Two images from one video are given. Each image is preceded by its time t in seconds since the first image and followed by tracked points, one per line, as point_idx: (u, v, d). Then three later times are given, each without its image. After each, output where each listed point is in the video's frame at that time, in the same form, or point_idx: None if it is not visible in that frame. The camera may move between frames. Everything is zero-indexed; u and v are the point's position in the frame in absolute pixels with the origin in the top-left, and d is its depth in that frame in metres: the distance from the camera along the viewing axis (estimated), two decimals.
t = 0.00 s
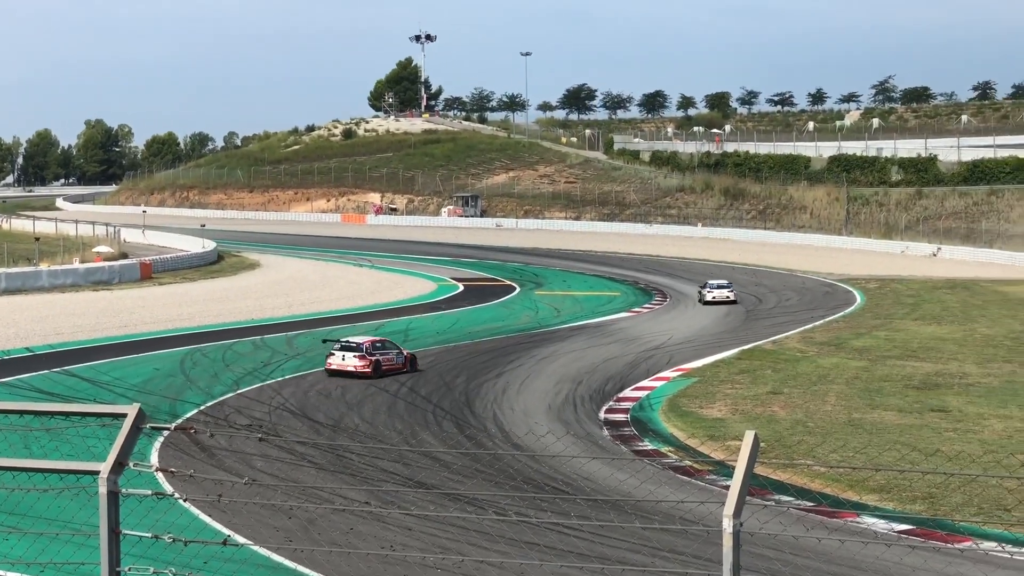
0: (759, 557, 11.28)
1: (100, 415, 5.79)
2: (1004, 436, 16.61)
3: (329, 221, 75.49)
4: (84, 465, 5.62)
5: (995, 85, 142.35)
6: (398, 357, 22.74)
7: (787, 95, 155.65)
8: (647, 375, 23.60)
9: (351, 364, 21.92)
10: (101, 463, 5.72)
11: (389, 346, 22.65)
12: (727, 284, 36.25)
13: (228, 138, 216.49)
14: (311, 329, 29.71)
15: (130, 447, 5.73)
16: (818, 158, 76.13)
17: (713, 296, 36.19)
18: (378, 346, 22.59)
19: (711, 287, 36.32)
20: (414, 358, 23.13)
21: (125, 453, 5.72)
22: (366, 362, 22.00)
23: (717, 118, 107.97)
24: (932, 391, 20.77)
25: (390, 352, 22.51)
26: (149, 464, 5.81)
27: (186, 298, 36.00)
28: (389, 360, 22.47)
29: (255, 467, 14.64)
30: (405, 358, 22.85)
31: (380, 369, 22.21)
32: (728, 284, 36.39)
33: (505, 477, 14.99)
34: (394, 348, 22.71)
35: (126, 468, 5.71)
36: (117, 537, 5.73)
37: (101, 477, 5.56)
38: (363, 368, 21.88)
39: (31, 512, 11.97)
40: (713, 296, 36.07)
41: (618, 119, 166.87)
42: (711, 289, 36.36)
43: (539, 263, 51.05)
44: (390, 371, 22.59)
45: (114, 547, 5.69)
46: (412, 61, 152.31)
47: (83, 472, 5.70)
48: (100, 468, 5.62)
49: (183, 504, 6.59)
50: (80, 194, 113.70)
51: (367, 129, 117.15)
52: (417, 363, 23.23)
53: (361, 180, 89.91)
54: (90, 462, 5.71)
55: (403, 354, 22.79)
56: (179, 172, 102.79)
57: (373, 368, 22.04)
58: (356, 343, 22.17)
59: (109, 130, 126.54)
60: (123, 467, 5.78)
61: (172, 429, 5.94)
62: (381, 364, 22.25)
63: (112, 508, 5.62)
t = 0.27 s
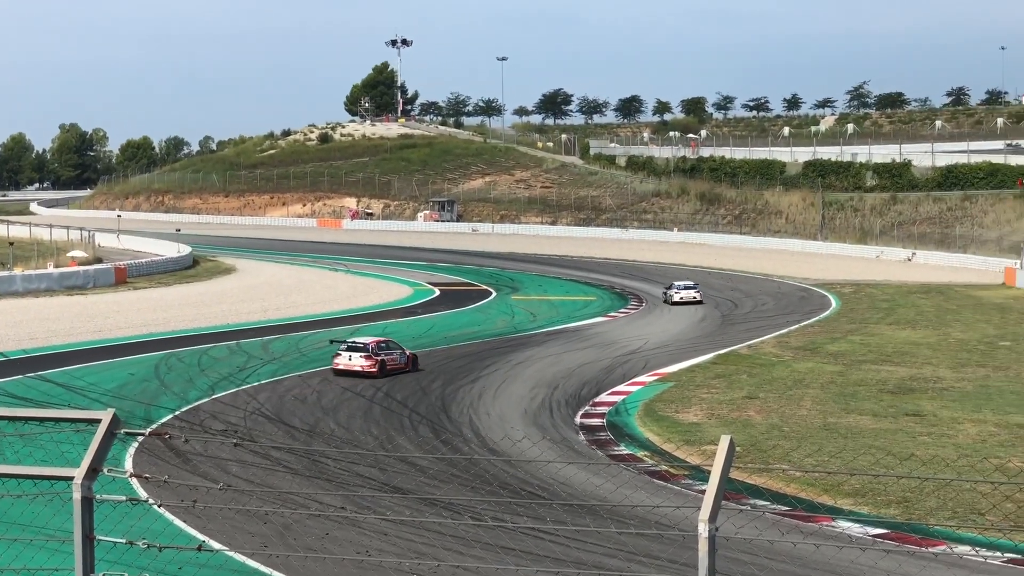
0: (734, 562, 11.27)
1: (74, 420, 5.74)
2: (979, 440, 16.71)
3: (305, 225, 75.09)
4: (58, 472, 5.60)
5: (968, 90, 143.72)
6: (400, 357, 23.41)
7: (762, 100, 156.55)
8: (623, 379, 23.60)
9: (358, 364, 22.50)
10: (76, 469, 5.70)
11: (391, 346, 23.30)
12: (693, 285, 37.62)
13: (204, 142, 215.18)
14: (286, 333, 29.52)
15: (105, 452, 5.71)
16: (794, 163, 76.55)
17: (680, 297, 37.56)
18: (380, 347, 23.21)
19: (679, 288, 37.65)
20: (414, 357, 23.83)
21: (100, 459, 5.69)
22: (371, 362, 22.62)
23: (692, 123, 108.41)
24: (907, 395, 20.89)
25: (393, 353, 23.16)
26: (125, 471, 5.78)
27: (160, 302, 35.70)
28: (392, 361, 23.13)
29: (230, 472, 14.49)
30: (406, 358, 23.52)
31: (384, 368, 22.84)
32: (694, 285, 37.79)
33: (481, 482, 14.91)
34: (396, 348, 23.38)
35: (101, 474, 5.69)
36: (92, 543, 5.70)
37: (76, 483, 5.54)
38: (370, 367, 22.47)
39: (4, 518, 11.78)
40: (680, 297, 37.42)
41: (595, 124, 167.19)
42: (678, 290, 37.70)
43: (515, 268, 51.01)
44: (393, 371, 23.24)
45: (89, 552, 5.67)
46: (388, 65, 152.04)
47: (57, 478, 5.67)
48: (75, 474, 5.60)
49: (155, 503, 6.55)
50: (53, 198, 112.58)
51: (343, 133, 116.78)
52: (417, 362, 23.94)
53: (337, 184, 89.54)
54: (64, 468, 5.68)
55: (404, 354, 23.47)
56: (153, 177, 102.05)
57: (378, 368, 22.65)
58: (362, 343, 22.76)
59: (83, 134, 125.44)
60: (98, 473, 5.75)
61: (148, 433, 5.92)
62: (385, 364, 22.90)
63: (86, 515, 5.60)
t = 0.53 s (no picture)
0: (710, 567, 11.25)
1: (49, 426, 5.66)
2: (953, 445, 16.82)
3: (282, 231, 74.71)
4: (32, 478, 5.52)
5: (943, 96, 145.07)
6: (403, 357, 24.08)
7: (737, 105, 157.45)
8: (600, 385, 23.58)
9: (363, 364, 23.13)
10: (50, 475, 5.61)
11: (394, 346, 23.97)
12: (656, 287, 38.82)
13: (180, 147, 213.77)
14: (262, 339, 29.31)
15: (79, 459, 5.62)
16: (770, 169, 77.01)
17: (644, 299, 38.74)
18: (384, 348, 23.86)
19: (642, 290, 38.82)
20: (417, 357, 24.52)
21: (74, 464, 5.60)
22: (376, 362, 23.26)
23: (669, 129, 108.82)
24: (882, 400, 21.02)
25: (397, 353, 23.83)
26: (100, 477, 5.69)
27: (135, 307, 35.37)
28: (395, 360, 23.80)
29: (206, 479, 14.33)
30: (409, 359, 24.20)
31: (388, 368, 23.49)
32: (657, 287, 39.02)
33: (458, 488, 14.83)
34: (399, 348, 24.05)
35: (75, 481, 5.60)
36: (66, 548, 5.64)
37: (49, 488, 5.47)
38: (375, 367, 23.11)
39: None
40: (644, 299, 38.59)
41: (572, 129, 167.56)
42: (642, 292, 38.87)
43: (492, 274, 50.97)
44: (398, 370, 23.90)
45: (62, 557, 5.60)
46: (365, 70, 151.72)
47: (32, 484, 5.59)
48: (48, 480, 5.51)
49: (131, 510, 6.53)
50: (26, 203, 111.43)
51: (319, 138, 116.40)
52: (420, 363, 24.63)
53: (314, 190, 89.18)
54: (39, 473, 5.60)
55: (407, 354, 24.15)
56: (129, 181, 101.33)
57: (383, 368, 23.29)
58: (366, 344, 23.39)
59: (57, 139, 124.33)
60: (71, 480, 5.66)
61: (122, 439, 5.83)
62: (390, 364, 23.57)
63: (59, 521, 5.53)
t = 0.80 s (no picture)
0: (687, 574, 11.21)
1: (22, 433, 5.56)
2: (927, 450, 16.92)
3: (257, 236, 74.25)
4: (5, 486, 5.41)
5: (916, 102, 146.42)
6: (403, 358, 24.75)
7: (713, 111, 158.19)
8: (576, 390, 23.53)
9: (367, 364, 23.76)
10: (23, 482, 5.49)
11: (395, 347, 24.63)
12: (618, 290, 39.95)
13: (154, 153, 212.22)
14: (237, 345, 29.06)
15: (52, 465, 5.51)
16: (745, 175, 77.43)
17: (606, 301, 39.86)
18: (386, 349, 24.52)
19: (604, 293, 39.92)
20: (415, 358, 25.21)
21: (48, 471, 5.49)
22: (379, 362, 23.89)
23: (644, 135, 109.15)
24: (856, 405, 21.12)
25: (398, 354, 24.51)
26: (75, 484, 5.59)
27: (109, 313, 35.02)
28: (397, 361, 24.47)
29: (181, 486, 14.15)
30: (408, 359, 24.90)
31: (391, 368, 24.16)
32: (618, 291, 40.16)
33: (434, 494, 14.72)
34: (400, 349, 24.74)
35: (49, 487, 5.48)
36: (39, 555, 5.53)
37: (23, 495, 5.36)
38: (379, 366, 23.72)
39: None
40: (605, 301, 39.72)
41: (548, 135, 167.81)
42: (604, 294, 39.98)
43: (468, 279, 50.86)
44: (398, 370, 24.58)
45: (36, 564, 5.50)
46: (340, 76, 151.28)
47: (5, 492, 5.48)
48: (21, 487, 5.39)
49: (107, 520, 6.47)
50: None
51: (295, 144, 115.92)
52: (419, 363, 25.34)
53: (289, 195, 88.73)
54: (11, 481, 5.49)
55: (407, 355, 24.85)
56: (103, 187, 100.53)
57: (386, 367, 23.95)
58: (370, 345, 24.04)
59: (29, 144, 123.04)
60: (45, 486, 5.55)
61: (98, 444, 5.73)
62: (393, 364, 24.25)
63: (34, 528, 5.43)
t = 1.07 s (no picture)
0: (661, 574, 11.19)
1: None
2: (901, 452, 17.03)
3: (231, 240, 73.74)
4: None
5: (889, 106, 147.59)
6: (404, 357, 25.58)
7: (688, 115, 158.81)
8: (551, 394, 23.50)
9: (370, 364, 24.56)
10: None
11: (395, 346, 25.43)
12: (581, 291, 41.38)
13: (127, 156, 210.41)
14: (211, 349, 28.85)
15: (26, 470, 5.42)
16: (719, 178, 77.76)
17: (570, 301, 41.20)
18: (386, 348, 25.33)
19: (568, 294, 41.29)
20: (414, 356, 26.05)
21: (21, 477, 5.40)
22: (381, 362, 24.69)
23: (619, 139, 109.37)
24: (831, 408, 21.23)
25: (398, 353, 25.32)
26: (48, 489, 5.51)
27: (82, 318, 34.67)
28: (398, 360, 25.29)
29: (154, 491, 13.98)
30: (409, 358, 25.72)
31: (393, 367, 24.98)
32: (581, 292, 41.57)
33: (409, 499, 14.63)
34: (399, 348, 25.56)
35: (22, 492, 5.41)
36: (13, 558, 5.47)
37: None
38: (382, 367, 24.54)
39: None
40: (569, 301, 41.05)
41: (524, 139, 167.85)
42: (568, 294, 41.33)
43: (444, 283, 50.77)
44: (400, 369, 25.41)
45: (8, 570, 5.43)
46: (314, 79, 150.66)
47: None
48: None
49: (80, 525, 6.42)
50: None
51: (269, 148, 115.26)
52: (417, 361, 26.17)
53: (264, 199, 88.18)
54: None
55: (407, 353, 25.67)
56: (76, 192, 99.67)
57: (389, 366, 24.77)
58: (371, 345, 24.83)
59: None
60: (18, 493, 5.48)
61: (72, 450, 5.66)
62: (394, 363, 25.08)
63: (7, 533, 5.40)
